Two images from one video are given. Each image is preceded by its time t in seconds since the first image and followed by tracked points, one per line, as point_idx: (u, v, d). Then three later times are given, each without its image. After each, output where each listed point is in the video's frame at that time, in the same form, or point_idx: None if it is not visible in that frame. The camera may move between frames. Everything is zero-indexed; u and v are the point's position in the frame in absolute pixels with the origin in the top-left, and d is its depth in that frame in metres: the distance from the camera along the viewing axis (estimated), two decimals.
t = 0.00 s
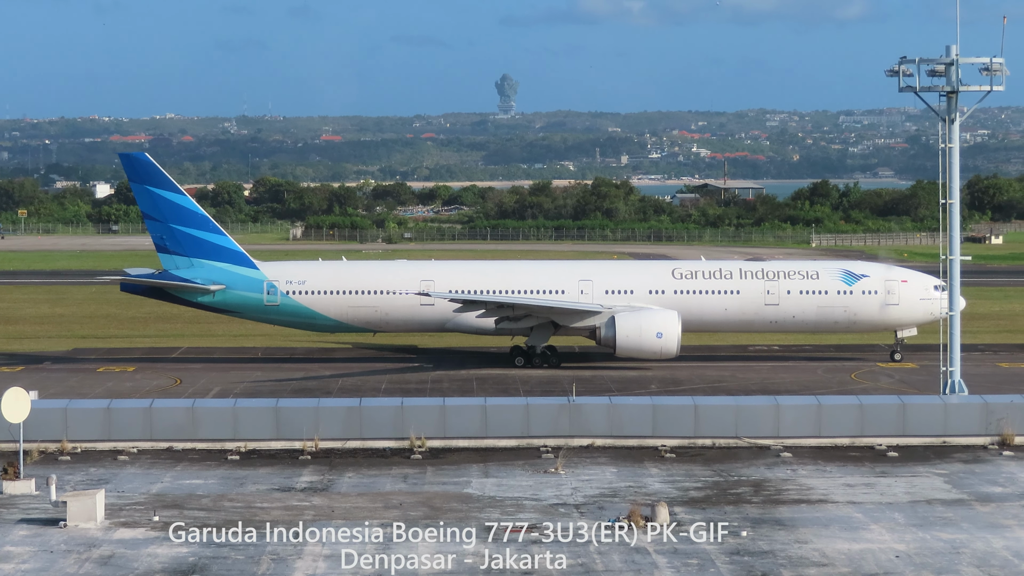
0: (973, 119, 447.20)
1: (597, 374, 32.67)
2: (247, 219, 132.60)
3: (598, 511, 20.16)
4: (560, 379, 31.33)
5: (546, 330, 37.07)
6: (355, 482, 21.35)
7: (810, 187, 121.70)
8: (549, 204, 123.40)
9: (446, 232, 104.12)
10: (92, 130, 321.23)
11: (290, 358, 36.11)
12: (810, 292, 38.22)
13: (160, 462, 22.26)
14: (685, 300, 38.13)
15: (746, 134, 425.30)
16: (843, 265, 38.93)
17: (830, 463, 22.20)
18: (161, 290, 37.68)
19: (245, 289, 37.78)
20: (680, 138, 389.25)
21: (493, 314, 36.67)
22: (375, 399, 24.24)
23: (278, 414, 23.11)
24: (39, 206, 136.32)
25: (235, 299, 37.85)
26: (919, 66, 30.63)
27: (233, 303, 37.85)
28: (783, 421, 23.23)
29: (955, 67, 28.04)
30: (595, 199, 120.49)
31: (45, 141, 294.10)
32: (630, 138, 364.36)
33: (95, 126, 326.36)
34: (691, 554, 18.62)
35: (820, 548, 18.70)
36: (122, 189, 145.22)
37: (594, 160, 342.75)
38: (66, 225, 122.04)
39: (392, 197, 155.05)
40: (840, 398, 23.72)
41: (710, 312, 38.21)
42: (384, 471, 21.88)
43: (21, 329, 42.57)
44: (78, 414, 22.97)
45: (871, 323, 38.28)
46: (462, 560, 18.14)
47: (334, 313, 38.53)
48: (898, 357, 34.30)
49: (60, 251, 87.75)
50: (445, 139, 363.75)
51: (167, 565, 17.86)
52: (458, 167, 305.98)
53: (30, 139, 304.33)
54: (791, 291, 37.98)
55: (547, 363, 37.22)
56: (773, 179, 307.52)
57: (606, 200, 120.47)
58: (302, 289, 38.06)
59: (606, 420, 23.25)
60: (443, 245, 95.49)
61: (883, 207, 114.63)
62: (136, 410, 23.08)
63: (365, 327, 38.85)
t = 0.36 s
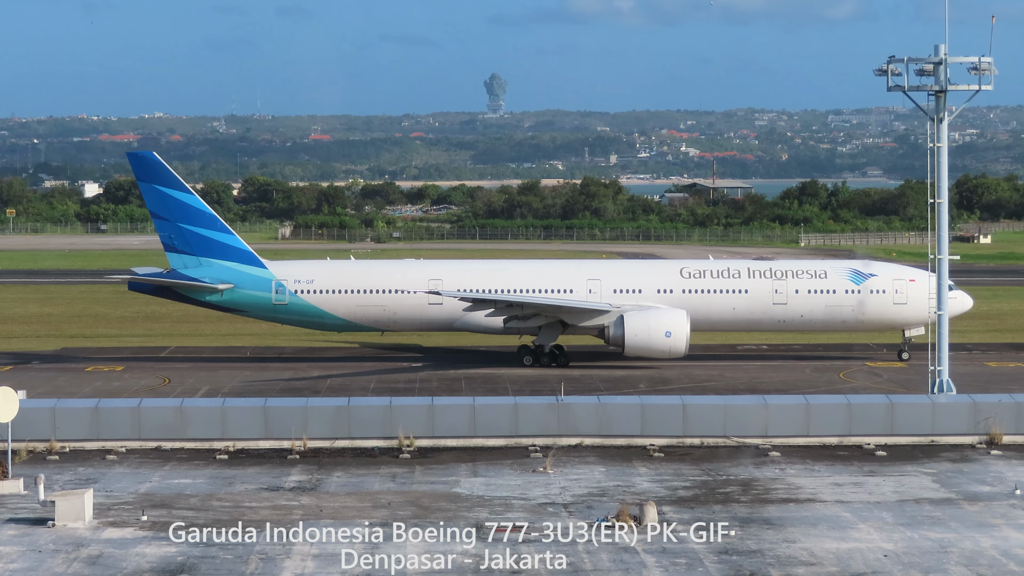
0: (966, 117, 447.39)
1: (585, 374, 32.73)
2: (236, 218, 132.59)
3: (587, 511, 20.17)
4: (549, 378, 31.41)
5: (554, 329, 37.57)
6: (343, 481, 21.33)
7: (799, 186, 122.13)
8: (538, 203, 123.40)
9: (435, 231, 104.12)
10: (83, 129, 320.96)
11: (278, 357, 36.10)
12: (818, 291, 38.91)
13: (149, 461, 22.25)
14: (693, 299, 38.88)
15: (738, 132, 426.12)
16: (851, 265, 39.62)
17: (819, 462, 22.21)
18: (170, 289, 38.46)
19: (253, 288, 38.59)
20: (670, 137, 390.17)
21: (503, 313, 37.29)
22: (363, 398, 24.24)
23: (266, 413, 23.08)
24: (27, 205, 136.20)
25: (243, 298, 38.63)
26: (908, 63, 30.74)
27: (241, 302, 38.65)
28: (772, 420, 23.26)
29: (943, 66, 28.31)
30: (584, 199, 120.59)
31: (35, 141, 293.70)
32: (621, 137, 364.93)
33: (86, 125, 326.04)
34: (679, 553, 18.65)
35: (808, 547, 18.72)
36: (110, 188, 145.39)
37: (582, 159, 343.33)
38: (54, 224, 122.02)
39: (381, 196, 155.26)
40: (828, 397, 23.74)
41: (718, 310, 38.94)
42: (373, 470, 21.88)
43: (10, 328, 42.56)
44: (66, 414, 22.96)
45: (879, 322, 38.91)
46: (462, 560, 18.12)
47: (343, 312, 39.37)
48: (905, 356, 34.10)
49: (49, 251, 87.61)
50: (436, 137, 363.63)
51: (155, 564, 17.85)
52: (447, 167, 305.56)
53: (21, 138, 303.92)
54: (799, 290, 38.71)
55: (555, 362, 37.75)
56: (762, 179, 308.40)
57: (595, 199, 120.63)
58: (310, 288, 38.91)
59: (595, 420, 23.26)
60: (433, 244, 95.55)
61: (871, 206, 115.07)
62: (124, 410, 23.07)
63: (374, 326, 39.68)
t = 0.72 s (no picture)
0: (951, 117, 451.07)
1: (570, 372, 32.85)
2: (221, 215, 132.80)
3: (572, 509, 20.17)
4: (534, 376, 31.51)
5: (559, 327, 38.30)
6: (328, 479, 21.32)
7: (784, 184, 122.90)
8: (523, 200, 123.70)
9: (420, 228, 104.35)
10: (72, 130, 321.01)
11: (263, 355, 36.10)
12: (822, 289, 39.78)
13: (134, 459, 22.23)
14: (698, 297, 39.57)
15: (726, 131, 427.38)
16: (854, 263, 40.53)
17: (804, 460, 22.23)
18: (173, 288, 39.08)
19: (257, 286, 39.36)
20: (655, 135, 393.20)
21: (508, 310, 37.90)
22: (348, 395, 24.22)
23: (251, 410, 23.06)
24: (11, 202, 136.29)
25: (248, 295, 39.36)
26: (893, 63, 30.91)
27: (246, 299, 39.38)
28: (757, 418, 23.30)
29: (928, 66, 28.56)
30: (569, 197, 120.94)
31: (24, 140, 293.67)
32: (610, 137, 365.82)
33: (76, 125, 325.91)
34: (664, 551, 18.65)
35: (793, 544, 18.72)
36: (95, 186, 145.91)
37: (568, 157, 344.42)
38: (39, 222, 122.15)
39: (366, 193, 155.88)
40: (813, 396, 23.79)
41: (723, 308, 39.66)
42: (357, 468, 21.86)
43: None
44: (51, 411, 22.94)
45: (883, 319, 39.71)
46: (459, 560, 18.07)
47: (346, 309, 40.14)
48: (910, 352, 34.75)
49: (34, 248, 87.53)
50: (424, 137, 364.50)
51: (139, 562, 17.82)
52: (433, 165, 305.33)
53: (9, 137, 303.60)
54: (803, 287, 39.51)
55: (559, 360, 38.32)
56: (747, 177, 311.40)
57: (579, 197, 120.98)
58: (314, 285, 39.72)
59: (579, 417, 23.27)
60: (418, 241, 95.93)
61: (856, 204, 115.83)
62: (108, 408, 23.04)
63: (377, 323, 40.37)
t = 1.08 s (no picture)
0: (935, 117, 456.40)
1: (552, 372, 32.96)
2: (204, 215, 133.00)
3: (555, 508, 20.19)
4: (517, 375, 31.62)
5: (562, 326, 38.40)
6: (311, 479, 21.33)
7: (767, 184, 123.54)
8: (506, 200, 124.04)
9: (403, 228, 104.62)
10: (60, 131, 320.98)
11: (246, 354, 36.12)
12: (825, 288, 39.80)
13: (117, 459, 22.22)
14: (701, 296, 39.65)
15: (712, 130, 428.56)
16: (857, 262, 40.48)
17: (787, 459, 22.25)
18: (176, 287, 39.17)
19: (260, 285, 39.40)
20: (639, 134, 395.42)
21: (512, 309, 37.99)
22: (332, 395, 24.24)
23: (235, 410, 23.06)
24: None
25: (251, 295, 39.39)
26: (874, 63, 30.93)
27: (249, 299, 39.39)
28: (740, 417, 23.33)
29: (909, 65, 28.63)
30: (552, 196, 121.22)
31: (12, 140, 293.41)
32: (596, 138, 366.90)
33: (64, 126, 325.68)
34: (648, 551, 18.65)
35: (776, 544, 18.72)
36: (79, 186, 146.65)
37: (551, 156, 345.11)
38: (21, 222, 122.20)
39: (349, 193, 155.96)
40: (796, 395, 23.82)
41: (726, 307, 39.74)
42: (340, 467, 21.87)
43: None
44: (33, 412, 22.92)
45: (887, 319, 39.54)
46: (459, 560, 18.06)
47: (349, 309, 40.19)
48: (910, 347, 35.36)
49: (18, 248, 87.52)
50: (410, 138, 365.39)
51: (123, 562, 17.80)
52: (418, 165, 308.38)
53: None
54: (806, 287, 39.51)
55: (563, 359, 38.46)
56: (731, 176, 312.95)
57: (563, 197, 121.11)
58: (318, 285, 39.78)
59: (562, 417, 23.28)
60: (400, 241, 96.31)
61: (839, 204, 116.57)
62: (92, 408, 23.03)
63: (380, 323, 40.39)
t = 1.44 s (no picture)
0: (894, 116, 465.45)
1: (507, 370, 33.56)
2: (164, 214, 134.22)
3: (513, 506, 20.21)
4: (474, 373, 32.19)
5: (541, 325, 38.29)
6: (269, 478, 21.33)
7: (726, 183, 126.39)
8: (465, 198, 126.43)
9: (362, 228, 106.63)
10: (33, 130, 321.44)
11: (203, 353, 36.24)
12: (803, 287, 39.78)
13: (74, 458, 22.16)
14: (679, 295, 39.61)
15: (667, 130, 435.54)
16: (835, 261, 40.46)
17: (745, 457, 22.35)
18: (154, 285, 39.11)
19: (239, 284, 39.32)
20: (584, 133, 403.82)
21: (492, 308, 38.01)
22: (290, 394, 24.22)
23: (193, 409, 23.03)
24: None
25: (229, 294, 39.31)
26: (833, 62, 30.99)
27: (227, 297, 39.31)
28: (698, 416, 23.40)
29: (869, 64, 28.72)
30: (511, 195, 123.49)
31: None
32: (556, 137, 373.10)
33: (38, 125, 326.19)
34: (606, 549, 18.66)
35: (734, 542, 18.75)
36: (36, 184, 149.26)
37: (510, 155, 350.42)
38: None
39: (308, 192, 157.44)
40: (754, 394, 23.91)
41: (704, 306, 39.73)
42: (299, 466, 21.89)
43: None
44: None
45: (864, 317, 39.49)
46: (461, 560, 18.00)
47: (328, 307, 40.03)
48: (889, 350, 35.94)
49: None
50: (367, 136, 369.83)
51: (80, 561, 17.73)
52: (377, 164, 314.70)
53: None
54: (784, 285, 39.50)
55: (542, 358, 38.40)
56: (687, 175, 332.39)
57: (522, 195, 123.52)
58: (296, 284, 39.65)
59: (521, 415, 23.30)
60: (360, 240, 98.70)
61: (796, 203, 120.68)
62: (49, 407, 22.92)
63: (359, 321, 40.31)
